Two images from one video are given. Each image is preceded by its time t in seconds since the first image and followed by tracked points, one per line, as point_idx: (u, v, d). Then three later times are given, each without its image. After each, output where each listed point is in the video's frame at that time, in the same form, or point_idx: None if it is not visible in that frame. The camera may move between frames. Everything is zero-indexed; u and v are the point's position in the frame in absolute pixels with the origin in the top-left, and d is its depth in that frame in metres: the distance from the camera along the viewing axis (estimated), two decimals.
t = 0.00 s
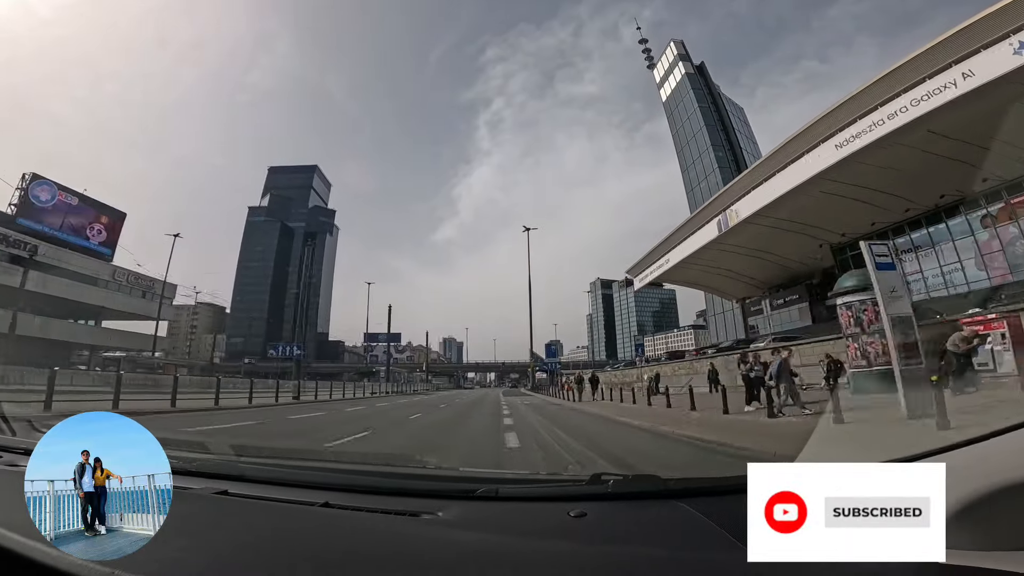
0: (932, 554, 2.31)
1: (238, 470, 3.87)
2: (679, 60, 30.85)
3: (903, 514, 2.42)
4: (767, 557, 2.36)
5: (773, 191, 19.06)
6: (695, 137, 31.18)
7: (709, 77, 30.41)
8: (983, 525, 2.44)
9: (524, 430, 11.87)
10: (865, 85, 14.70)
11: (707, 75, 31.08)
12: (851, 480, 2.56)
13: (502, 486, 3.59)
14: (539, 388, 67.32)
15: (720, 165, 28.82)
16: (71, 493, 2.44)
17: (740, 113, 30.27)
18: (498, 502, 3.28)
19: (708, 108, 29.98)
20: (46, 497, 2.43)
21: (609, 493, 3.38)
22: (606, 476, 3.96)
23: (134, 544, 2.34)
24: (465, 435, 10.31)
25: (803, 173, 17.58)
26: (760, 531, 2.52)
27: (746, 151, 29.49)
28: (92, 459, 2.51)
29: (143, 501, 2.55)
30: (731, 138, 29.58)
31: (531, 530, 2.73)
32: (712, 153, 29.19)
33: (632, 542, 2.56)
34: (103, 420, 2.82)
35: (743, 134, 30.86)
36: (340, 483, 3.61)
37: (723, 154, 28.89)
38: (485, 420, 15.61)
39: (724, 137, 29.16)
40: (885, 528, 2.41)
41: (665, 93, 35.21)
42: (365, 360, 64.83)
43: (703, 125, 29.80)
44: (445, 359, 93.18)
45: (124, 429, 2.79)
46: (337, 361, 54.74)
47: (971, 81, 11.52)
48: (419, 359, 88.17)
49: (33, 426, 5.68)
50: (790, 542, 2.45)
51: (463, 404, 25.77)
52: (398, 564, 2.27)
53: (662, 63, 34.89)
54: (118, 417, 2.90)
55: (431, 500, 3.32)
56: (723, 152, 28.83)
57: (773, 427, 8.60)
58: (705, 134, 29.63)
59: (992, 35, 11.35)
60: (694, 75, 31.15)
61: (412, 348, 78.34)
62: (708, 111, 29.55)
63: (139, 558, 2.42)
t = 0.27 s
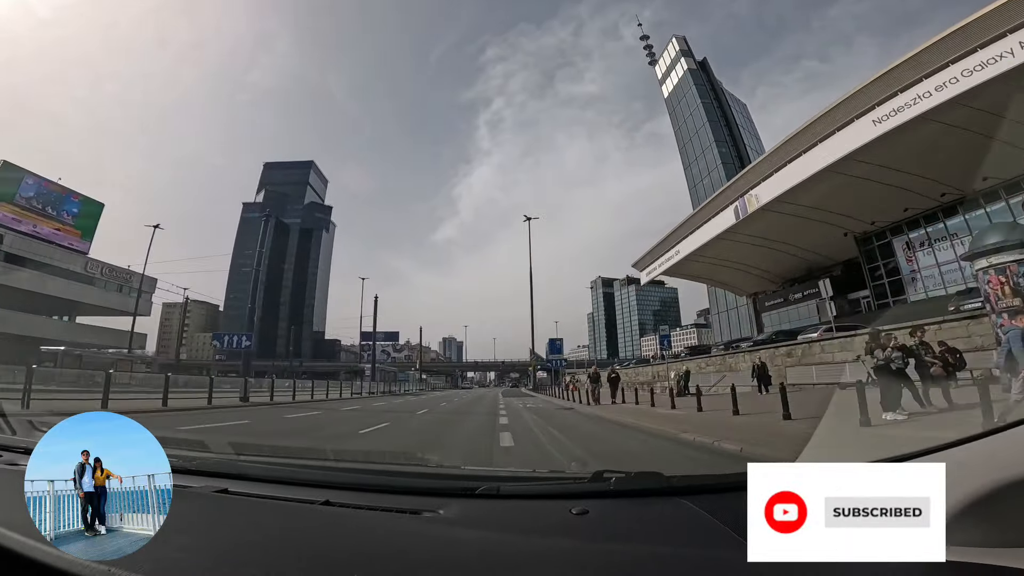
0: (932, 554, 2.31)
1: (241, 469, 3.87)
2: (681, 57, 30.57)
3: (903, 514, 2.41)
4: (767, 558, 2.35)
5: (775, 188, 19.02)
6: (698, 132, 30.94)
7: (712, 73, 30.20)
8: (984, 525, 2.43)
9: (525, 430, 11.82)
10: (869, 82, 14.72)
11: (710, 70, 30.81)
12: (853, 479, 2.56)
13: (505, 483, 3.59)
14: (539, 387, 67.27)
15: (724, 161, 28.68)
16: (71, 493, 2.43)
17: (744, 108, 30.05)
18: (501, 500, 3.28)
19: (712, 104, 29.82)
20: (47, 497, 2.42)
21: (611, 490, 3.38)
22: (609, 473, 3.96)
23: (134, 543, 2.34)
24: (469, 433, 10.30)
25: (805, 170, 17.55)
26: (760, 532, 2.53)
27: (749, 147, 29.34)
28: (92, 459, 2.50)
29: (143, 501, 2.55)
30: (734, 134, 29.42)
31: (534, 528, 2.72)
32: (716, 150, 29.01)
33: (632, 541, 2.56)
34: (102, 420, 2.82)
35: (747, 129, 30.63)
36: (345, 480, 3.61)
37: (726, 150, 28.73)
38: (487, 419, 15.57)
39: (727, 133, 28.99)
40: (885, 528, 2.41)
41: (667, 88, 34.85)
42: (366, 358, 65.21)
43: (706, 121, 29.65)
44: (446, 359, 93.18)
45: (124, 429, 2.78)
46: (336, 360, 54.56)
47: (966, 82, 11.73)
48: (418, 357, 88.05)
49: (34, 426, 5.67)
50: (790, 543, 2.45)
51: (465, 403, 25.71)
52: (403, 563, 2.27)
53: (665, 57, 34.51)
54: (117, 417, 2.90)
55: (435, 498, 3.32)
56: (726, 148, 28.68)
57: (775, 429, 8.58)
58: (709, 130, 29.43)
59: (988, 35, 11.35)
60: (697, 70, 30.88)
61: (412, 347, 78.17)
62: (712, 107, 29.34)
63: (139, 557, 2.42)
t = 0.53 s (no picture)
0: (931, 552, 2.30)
1: (246, 471, 3.87)
2: (681, 56, 30.21)
3: (903, 514, 2.40)
4: (767, 558, 2.35)
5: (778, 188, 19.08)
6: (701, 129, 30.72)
7: (715, 69, 29.96)
8: (985, 528, 2.41)
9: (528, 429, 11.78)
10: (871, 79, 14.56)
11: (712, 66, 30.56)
12: (853, 480, 2.55)
13: (509, 486, 3.58)
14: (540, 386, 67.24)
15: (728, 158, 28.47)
16: (70, 493, 2.42)
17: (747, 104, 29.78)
18: (503, 502, 3.27)
19: (715, 100, 29.40)
20: (47, 497, 2.41)
21: (614, 493, 3.36)
22: (612, 476, 3.94)
23: (134, 543, 2.33)
24: (472, 434, 10.31)
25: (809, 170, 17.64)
26: (760, 531, 2.52)
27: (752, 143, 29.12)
28: (92, 458, 2.49)
29: (142, 501, 2.53)
30: (738, 130, 29.20)
31: (537, 531, 2.71)
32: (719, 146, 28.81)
33: (634, 543, 2.54)
34: (101, 420, 2.80)
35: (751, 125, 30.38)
36: (350, 483, 3.60)
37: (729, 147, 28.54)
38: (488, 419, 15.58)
39: (731, 129, 28.78)
40: (885, 528, 2.39)
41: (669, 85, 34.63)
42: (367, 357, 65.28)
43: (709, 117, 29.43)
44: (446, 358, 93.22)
45: (123, 429, 2.77)
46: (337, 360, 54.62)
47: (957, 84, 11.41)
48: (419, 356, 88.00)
49: (40, 426, 5.68)
50: (790, 543, 2.44)
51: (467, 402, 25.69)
52: (407, 564, 2.27)
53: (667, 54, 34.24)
54: (116, 417, 2.89)
55: (440, 501, 3.31)
56: (730, 145, 28.41)
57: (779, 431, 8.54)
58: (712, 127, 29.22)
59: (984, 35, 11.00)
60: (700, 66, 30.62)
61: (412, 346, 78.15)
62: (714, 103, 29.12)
63: (139, 557, 2.41)
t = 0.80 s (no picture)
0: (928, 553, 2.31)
1: (227, 465, 3.84)
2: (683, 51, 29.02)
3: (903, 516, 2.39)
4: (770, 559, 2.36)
5: (785, 183, 18.25)
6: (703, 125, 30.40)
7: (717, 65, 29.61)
8: (974, 531, 2.40)
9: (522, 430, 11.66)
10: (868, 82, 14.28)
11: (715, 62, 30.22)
12: (862, 486, 2.48)
13: (492, 483, 3.58)
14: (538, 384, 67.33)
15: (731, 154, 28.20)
16: (71, 493, 2.42)
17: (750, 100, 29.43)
18: (496, 501, 3.26)
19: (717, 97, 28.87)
20: (46, 497, 2.40)
21: (596, 492, 3.35)
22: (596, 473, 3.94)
23: (134, 544, 2.32)
24: (467, 433, 10.29)
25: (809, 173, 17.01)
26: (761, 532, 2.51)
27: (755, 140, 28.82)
28: (91, 459, 2.48)
29: (142, 501, 2.52)
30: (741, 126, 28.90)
31: (526, 529, 2.70)
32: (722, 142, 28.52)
33: (624, 543, 2.54)
34: (105, 419, 2.81)
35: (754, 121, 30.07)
36: (330, 478, 3.59)
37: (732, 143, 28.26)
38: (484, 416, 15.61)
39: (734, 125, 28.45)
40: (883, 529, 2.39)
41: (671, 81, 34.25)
42: (365, 355, 65.24)
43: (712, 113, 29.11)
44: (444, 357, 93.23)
45: (125, 429, 2.77)
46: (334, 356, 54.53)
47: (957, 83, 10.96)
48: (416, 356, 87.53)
49: (33, 422, 5.63)
50: (791, 543, 2.44)
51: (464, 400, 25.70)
52: (401, 563, 2.26)
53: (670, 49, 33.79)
54: (120, 417, 2.89)
55: (424, 497, 3.30)
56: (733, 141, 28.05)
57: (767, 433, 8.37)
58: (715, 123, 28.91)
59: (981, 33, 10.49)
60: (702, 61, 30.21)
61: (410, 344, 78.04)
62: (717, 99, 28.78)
63: (137, 557, 2.40)
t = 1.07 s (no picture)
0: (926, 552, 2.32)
1: (234, 465, 3.84)
2: (682, 48, 27.50)
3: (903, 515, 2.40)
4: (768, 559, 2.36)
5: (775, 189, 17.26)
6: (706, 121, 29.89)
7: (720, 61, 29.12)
8: (976, 528, 2.40)
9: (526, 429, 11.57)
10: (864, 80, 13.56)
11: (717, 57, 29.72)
12: (853, 484, 2.50)
13: (498, 481, 3.56)
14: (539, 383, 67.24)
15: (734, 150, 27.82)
16: (71, 493, 2.41)
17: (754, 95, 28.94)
18: (499, 499, 3.25)
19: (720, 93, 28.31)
20: (46, 497, 2.39)
21: (602, 489, 3.34)
22: (602, 471, 3.92)
23: (135, 543, 2.31)
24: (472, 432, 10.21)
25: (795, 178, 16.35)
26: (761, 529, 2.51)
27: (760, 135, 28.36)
28: (92, 458, 2.47)
29: (142, 501, 2.51)
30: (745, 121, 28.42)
31: (530, 527, 2.69)
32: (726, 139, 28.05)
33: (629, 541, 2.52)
34: (105, 419, 2.80)
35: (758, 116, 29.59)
36: (337, 478, 3.58)
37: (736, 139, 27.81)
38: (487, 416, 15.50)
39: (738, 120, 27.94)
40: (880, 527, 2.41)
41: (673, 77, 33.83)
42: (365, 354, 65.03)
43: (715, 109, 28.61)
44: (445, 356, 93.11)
45: (125, 429, 2.75)
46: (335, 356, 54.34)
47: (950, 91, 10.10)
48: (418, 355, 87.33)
49: (39, 423, 5.63)
50: (791, 541, 2.43)
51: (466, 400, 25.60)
52: (402, 562, 2.26)
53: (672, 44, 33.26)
54: (120, 417, 2.88)
55: (428, 496, 3.29)
56: (737, 137, 27.61)
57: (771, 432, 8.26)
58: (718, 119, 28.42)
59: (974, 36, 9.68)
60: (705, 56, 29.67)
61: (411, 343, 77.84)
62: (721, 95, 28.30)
63: (139, 557, 2.40)
